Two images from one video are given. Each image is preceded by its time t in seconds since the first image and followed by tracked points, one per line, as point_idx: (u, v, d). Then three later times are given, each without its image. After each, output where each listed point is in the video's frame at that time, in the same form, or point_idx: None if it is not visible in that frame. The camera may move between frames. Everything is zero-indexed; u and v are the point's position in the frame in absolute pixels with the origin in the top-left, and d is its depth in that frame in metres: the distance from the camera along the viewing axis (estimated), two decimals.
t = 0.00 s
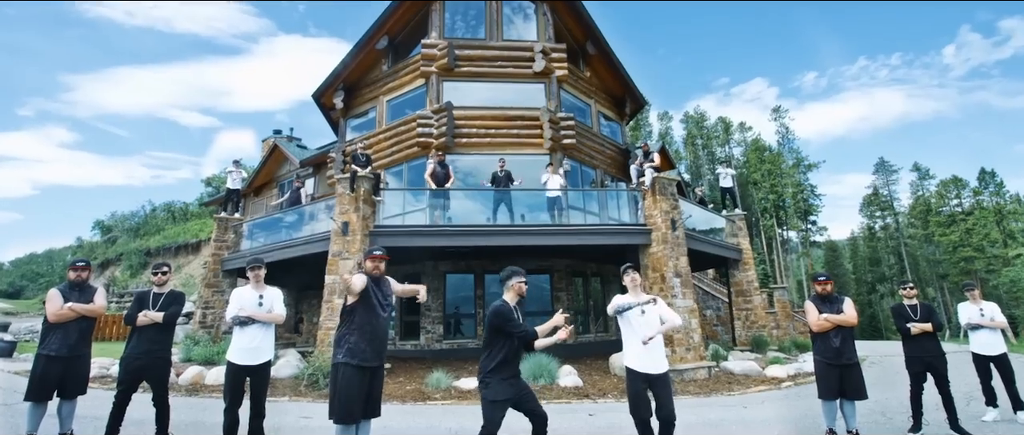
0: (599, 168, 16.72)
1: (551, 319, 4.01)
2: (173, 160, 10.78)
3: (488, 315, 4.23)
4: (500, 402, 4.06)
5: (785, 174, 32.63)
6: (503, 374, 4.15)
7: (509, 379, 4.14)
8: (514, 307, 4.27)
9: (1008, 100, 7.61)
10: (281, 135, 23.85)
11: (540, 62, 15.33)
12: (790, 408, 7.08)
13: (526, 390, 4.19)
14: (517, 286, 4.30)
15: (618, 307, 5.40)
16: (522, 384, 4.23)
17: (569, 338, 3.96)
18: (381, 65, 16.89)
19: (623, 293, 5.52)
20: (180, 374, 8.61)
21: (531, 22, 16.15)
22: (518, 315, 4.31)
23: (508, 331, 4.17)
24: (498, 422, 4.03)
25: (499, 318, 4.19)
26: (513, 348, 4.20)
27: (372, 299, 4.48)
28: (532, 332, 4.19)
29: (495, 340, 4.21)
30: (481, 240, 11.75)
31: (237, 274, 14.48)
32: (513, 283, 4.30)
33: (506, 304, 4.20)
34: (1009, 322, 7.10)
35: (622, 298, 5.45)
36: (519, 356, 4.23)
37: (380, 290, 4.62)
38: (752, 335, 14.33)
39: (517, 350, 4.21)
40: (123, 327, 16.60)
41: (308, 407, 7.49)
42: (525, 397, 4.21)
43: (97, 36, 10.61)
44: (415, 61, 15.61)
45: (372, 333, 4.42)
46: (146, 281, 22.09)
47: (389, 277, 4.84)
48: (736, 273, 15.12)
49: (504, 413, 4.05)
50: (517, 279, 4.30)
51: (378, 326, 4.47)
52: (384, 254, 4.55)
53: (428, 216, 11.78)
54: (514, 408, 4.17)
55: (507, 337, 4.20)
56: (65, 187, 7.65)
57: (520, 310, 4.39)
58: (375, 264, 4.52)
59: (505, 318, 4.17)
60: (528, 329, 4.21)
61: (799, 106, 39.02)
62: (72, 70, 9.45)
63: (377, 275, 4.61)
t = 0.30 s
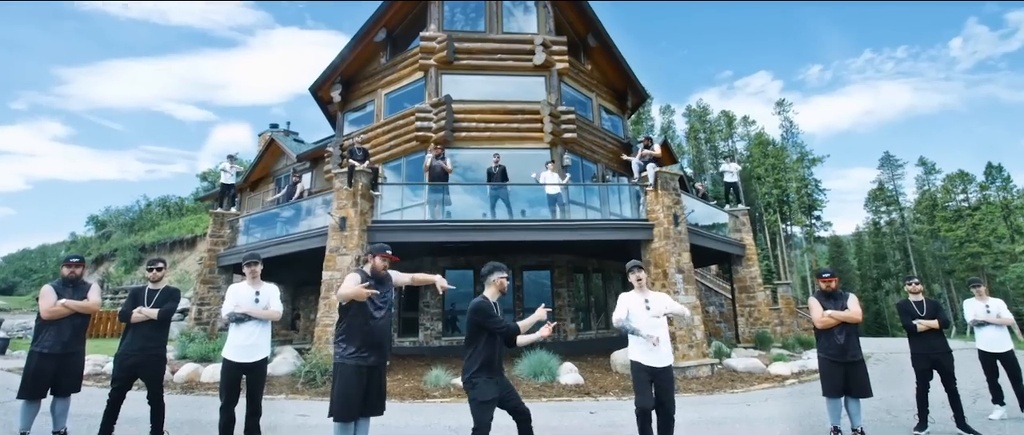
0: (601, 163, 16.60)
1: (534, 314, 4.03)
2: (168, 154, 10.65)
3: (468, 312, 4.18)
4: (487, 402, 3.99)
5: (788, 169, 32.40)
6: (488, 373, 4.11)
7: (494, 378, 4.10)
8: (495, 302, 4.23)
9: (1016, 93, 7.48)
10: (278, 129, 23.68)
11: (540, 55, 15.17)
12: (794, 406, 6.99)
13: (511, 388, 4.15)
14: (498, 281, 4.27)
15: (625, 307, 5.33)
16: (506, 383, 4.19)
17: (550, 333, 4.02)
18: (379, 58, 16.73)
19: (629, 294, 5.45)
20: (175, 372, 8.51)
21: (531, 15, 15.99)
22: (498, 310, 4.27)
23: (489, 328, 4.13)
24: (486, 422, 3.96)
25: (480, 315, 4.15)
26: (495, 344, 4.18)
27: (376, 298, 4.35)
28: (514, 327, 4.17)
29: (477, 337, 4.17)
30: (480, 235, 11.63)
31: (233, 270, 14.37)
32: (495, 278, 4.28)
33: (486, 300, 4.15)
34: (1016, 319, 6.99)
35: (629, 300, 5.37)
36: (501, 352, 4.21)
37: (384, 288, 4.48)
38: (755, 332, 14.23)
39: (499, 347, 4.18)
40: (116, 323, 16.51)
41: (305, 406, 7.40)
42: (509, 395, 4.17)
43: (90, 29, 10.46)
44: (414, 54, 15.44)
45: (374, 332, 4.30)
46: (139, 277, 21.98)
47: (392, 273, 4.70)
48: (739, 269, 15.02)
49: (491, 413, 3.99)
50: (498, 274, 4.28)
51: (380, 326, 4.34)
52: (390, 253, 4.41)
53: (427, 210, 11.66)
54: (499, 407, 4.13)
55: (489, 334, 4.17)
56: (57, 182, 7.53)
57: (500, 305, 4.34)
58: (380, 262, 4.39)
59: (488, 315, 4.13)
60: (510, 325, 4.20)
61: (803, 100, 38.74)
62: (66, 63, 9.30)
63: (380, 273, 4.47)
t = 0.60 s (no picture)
0: (602, 157, 16.46)
1: (529, 309, 4.22)
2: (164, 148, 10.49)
3: (464, 310, 4.33)
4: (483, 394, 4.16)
5: (792, 164, 32.18)
6: (483, 367, 4.28)
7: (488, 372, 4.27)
8: (490, 298, 4.37)
9: None
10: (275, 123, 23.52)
11: (541, 48, 15.02)
12: (798, 404, 6.90)
13: (505, 382, 4.31)
14: (492, 277, 4.38)
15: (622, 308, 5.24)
16: (501, 376, 4.35)
17: (548, 327, 4.24)
18: (378, 51, 16.58)
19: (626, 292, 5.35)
20: (171, 369, 8.43)
21: (531, 7, 15.82)
22: (493, 306, 4.40)
23: (483, 324, 4.26)
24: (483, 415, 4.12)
25: (474, 311, 4.29)
26: (490, 340, 4.32)
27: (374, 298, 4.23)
28: (508, 322, 4.27)
29: (472, 333, 4.31)
30: (479, 230, 11.52)
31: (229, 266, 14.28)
32: (489, 275, 4.39)
33: (480, 297, 4.29)
34: None
35: (626, 300, 5.26)
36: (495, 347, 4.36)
37: (383, 287, 4.38)
38: (759, 329, 14.13)
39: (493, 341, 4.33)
40: (110, 320, 16.43)
41: (302, 403, 7.31)
42: (505, 389, 4.33)
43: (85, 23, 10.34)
44: (413, 47, 15.33)
45: (372, 334, 4.19)
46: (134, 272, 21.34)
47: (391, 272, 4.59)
48: (743, 265, 14.90)
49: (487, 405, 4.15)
50: (493, 271, 4.39)
51: (379, 328, 4.23)
52: (387, 251, 4.31)
53: (425, 206, 11.54)
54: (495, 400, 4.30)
55: (484, 330, 4.30)
56: (54, 179, 7.45)
57: (497, 300, 4.47)
58: (377, 261, 4.28)
59: (483, 312, 4.26)
60: (504, 319, 4.30)
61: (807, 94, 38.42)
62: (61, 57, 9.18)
63: (378, 272, 4.38)
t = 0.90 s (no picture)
0: (603, 152, 16.32)
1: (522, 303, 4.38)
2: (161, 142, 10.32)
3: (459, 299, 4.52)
4: (469, 383, 4.33)
5: (797, 158, 31.85)
6: (473, 357, 4.43)
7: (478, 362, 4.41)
8: (484, 289, 4.57)
9: None
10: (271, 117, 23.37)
11: (541, 41, 14.89)
12: (802, 401, 6.81)
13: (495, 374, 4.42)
14: (489, 270, 4.60)
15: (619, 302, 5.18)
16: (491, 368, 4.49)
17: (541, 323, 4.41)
18: (376, 44, 16.43)
19: (624, 287, 5.27)
20: (166, 366, 8.35)
21: None
22: (487, 297, 4.58)
23: (474, 314, 4.43)
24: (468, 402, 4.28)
25: (468, 302, 4.47)
26: (482, 330, 4.48)
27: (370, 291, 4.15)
28: (498, 314, 4.43)
29: (465, 323, 4.47)
30: (477, 225, 11.41)
31: (225, 262, 14.19)
32: (485, 267, 4.62)
33: (475, 288, 4.48)
34: None
35: (624, 296, 5.17)
36: (487, 338, 4.50)
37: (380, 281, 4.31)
38: (762, 326, 14.05)
39: (485, 331, 4.48)
40: (105, 317, 16.34)
41: (300, 401, 7.24)
42: (493, 381, 4.44)
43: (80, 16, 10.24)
44: (411, 39, 15.21)
45: (368, 327, 4.12)
46: (128, 269, 21.15)
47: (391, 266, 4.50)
48: (746, 261, 14.82)
49: (473, 393, 4.32)
50: (489, 263, 4.62)
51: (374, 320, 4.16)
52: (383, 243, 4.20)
53: (424, 201, 11.42)
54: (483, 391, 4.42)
55: (476, 320, 4.46)
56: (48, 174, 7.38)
57: (493, 292, 4.67)
58: (371, 252, 4.18)
59: (475, 304, 4.43)
60: (495, 311, 4.46)
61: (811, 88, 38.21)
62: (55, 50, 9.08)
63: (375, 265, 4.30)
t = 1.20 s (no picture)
0: (604, 146, 16.19)
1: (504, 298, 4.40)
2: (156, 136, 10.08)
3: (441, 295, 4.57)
4: (452, 384, 4.32)
5: (801, 153, 31.65)
6: (458, 356, 4.42)
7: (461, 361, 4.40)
8: (466, 285, 4.59)
9: None
10: (268, 111, 23.21)
11: (542, 34, 14.74)
12: (806, 399, 6.73)
13: (482, 373, 4.39)
14: (471, 265, 4.62)
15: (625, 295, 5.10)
16: (479, 367, 4.47)
17: (524, 318, 4.38)
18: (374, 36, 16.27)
19: (631, 280, 5.18)
20: (161, 364, 8.28)
21: None
22: (470, 293, 4.58)
23: (455, 310, 4.46)
24: (451, 403, 4.29)
25: (450, 299, 4.53)
26: (465, 327, 4.49)
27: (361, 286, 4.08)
28: (478, 310, 4.44)
29: (447, 321, 4.53)
30: (477, 221, 11.30)
31: (221, 258, 14.08)
32: (468, 262, 4.62)
33: (458, 283, 4.52)
34: None
35: (630, 289, 5.09)
36: (471, 335, 4.50)
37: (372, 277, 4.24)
38: (766, 323, 13.97)
39: (467, 329, 4.49)
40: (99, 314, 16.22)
41: (297, 400, 7.15)
42: (482, 379, 4.42)
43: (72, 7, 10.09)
44: (409, 32, 15.08)
45: (360, 324, 4.05)
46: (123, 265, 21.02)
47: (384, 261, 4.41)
48: (749, 256, 14.71)
49: (457, 393, 4.32)
50: (472, 258, 4.61)
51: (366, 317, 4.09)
52: (376, 236, 4.12)
53: (422, 196, 11.32)
54: (471, 390, 4.41)
55: (458, 317, 4.48)
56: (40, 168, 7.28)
57: (477, 288, 4.69)
58: (364, 246, 4.09)
59: (454, 301, 4.46)
60: (475, 306, 4.47)
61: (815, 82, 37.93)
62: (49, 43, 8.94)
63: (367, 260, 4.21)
